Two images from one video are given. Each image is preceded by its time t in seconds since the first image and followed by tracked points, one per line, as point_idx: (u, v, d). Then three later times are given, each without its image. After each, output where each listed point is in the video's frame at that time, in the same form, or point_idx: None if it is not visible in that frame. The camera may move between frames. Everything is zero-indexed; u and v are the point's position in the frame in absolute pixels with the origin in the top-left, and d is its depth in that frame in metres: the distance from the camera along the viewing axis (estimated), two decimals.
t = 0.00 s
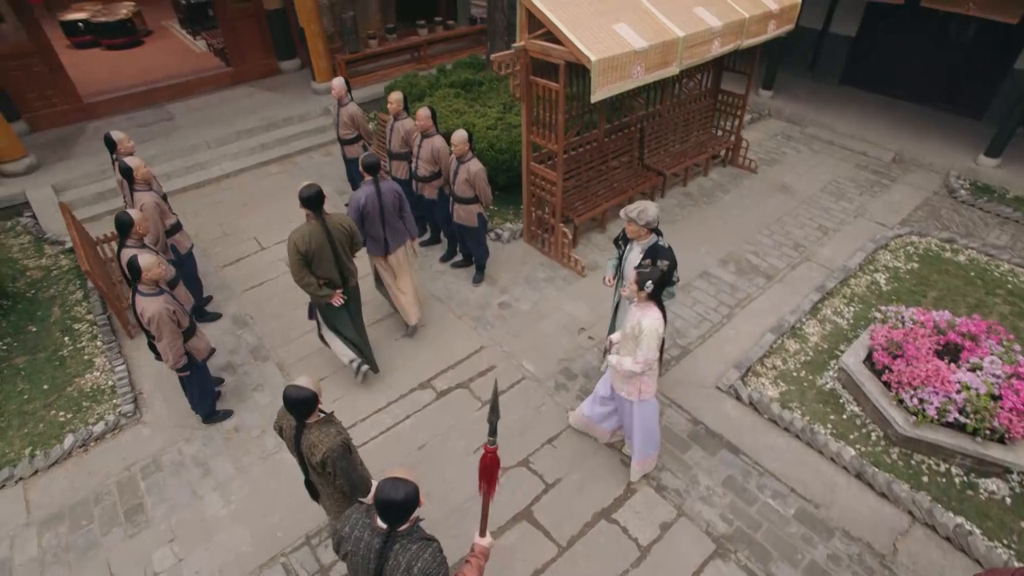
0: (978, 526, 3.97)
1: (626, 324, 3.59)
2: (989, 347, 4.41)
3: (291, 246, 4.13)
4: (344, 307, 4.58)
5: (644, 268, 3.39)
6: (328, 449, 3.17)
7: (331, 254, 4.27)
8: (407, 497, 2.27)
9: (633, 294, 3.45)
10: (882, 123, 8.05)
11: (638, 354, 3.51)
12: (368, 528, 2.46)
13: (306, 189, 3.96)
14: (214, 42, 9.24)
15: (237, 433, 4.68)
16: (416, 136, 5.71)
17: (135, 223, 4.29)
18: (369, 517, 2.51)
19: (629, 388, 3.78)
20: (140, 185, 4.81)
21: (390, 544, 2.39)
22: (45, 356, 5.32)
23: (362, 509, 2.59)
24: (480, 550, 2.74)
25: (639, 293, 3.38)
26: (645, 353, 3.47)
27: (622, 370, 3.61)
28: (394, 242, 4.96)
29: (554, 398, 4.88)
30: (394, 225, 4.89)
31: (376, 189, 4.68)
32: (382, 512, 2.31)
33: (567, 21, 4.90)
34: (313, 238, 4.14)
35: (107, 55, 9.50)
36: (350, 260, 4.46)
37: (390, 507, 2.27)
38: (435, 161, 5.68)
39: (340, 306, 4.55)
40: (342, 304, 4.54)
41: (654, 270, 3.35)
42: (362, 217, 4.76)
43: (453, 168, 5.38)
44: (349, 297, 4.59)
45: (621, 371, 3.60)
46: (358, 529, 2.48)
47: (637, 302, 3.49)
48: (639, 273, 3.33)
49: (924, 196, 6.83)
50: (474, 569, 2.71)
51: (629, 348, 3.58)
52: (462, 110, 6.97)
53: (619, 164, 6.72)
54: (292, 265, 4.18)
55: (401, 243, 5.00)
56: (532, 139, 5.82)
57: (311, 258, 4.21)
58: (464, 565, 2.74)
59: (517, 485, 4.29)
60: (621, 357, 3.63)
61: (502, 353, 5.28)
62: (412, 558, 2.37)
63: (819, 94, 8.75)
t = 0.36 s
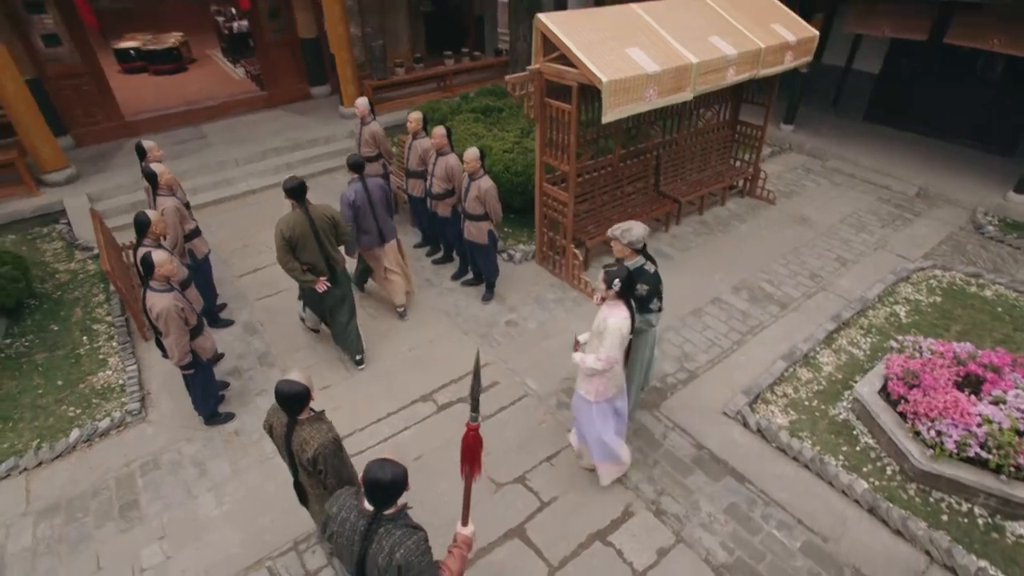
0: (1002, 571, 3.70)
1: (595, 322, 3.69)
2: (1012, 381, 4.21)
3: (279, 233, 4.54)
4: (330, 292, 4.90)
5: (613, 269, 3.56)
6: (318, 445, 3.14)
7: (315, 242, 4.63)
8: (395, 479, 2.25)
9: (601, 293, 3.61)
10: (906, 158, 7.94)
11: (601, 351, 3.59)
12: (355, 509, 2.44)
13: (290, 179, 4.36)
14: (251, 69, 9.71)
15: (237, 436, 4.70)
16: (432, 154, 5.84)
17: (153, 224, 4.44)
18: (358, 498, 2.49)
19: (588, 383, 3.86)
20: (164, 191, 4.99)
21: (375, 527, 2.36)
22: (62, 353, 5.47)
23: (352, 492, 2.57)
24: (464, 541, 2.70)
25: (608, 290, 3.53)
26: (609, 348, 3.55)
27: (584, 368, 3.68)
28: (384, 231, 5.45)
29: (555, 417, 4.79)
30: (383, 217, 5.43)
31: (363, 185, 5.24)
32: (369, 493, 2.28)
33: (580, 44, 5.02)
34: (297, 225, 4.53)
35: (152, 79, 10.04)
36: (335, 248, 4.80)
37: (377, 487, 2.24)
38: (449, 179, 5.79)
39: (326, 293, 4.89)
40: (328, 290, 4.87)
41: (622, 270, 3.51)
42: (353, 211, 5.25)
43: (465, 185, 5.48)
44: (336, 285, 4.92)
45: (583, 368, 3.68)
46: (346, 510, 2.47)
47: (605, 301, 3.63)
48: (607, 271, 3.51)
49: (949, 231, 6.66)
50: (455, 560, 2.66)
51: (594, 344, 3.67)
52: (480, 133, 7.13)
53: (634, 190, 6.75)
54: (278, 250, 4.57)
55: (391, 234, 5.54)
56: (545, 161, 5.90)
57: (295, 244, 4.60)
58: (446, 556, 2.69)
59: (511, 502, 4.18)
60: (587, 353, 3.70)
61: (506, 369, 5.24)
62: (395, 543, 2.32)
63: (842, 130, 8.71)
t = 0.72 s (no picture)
0: None
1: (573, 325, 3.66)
2: None
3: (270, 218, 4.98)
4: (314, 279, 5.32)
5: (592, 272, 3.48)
6: (316, 439, 3.05)
7: (303, 231, 5.08)
8: (392, 427, 2.27)
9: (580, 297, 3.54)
10: (933, 194, 7.80)
11: (574, 354, 3.56)
12: (358, 455, 2.49)
13: (285, 170, 4.76)
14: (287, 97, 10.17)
15: (241, 439, 4.74)
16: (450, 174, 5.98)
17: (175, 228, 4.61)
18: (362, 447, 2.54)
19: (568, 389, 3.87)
20: (190, 200, 5.20)
21: (371, 474, 2.37)
22: (84, 353, 5.65)
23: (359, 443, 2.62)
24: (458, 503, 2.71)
25: (583, 293, 3.48)
26: (581, 352, 3.53)
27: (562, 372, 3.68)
28: (369, 230, 5.82)
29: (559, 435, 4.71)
30: (371, 216, 5.76)
31: (354, 183, 5.60)
32: (369, 439, 2.31)
33: (595, 67, 5.14)
34: (288, 213, 4.97)
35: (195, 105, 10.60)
36: (321, 239, 5.25)
37: (374, 432, 2.27)
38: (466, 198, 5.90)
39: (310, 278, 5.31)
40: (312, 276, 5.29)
41: (602, 275, 3.42)
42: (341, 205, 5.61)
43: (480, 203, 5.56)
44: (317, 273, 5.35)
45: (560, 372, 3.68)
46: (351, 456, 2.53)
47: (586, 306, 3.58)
48: (583, 273, 3.43)
49: (977, 266, 6.47)
50: (446, 521, 2.66)
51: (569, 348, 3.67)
52: (499, 158, 7.29)
53: (650, 216, 6.76)
54: (269, 234, 5.02)
55: (376, 232, 5.89)
56: (560, 182, 5.99)
57: (284, 230, 5.04)
58: (437, 518, 2.70)
59: (508, 516, 4.09)
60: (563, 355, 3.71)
61: (512, 386, 5.21)
62: (385, 492, 2.32)
63: (866, 165, 8.63)
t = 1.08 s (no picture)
0: None
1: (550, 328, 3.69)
2: None
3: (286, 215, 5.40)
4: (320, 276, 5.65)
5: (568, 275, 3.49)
6: (321, 427, 2.95)
7: (314, 229, 5.47)
8: (399, 370, 2.46)
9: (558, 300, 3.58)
10: (963, 227, 7.62)
11: (548, 355, 3.58)
12: (367, 402, 2.66)
13: (298, 174, 5.20)
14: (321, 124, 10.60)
15: (250, 441, 4.80)
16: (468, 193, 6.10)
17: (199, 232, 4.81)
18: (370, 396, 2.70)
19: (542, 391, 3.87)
20: (216, 209, 5.42)
21: (379, 415, 2.55)
22: (108, 354, 5.84)
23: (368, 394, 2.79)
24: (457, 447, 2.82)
25: (559, 295, 3.51)
26: (552, 352, 3.53)
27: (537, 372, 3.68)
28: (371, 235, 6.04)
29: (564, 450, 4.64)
30: (376, 222, 6.02)
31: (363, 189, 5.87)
32: (378, 383, 2.48)
33: (610, 88, 5.26)
34: (301, 211, 5.39)
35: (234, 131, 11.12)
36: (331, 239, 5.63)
37: (383, 376, 2.45)
38: (483, 216, 6.01)
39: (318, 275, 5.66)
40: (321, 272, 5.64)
41: (577, 277, 3.44)
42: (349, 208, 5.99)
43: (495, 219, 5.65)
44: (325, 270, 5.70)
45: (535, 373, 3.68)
46: (357, 406, 2.67)
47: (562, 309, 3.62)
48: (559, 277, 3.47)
49: (1009, 299, 6.25)
50: (450, 461, 2.79)
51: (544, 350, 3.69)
52: (519, 181, 7.42)
53: (668, 239, 6.76)
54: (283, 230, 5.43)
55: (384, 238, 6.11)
56: (575, 202, 6.07)
57: (297, 227, 5.44)
58: (442, 459, 2.82)
59: (507, 528, 4.01)
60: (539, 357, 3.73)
61: (520, 401, 5.17)
62: (393, 430, 2.49)
63: (893, 198, 8.51)
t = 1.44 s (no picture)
0: None
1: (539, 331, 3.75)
2: None
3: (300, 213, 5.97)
4: (331, 269, 6.17)
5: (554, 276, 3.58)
6: (327, 415, 2.92)
7: (324, 224, 5.98)
8: (414, 336, 2.66)
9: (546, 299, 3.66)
10: (991, 258, 7.45)
11: (537, 356, 3.60)
12: (379, 380, 2.79)
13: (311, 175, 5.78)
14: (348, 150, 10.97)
15: (258, 443, 4.84)
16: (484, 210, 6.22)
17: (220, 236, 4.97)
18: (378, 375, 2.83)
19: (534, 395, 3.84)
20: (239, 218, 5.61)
21: (399, 383, 2.71)
22: (130, 357, 6.01)
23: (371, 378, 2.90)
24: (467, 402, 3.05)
25: (545, 295, 3.60)
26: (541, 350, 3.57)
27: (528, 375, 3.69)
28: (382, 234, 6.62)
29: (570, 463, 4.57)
30: (386, 221, 6.62)
31: (373, 193, 6.45)
32: (395, 353, 2.66)
33: (623, 108, 5.37)
34: (313, 209, 5.94)
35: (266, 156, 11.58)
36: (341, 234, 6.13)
37: (401, 343, 2.64)
38: (498, 232, 6.10)
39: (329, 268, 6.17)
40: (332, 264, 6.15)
41: (562, 277, 3.53)
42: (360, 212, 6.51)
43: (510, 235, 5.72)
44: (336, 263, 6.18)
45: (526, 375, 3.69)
46: (369, 386, 2.77)
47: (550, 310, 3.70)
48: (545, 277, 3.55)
49: None
50: (467, 414, 3.02)
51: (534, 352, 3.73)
52: (535, 203, 7.53)
53: (683, 262, 6.75)
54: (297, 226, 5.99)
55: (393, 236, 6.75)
56: (589, 221, 6.14)
57: (310, 223, 5.98)
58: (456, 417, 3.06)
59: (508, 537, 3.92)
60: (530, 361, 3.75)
61: (528, 414, 5.13)
62: (418, 391, 2.70)
63: (917, 229, 8.38)
